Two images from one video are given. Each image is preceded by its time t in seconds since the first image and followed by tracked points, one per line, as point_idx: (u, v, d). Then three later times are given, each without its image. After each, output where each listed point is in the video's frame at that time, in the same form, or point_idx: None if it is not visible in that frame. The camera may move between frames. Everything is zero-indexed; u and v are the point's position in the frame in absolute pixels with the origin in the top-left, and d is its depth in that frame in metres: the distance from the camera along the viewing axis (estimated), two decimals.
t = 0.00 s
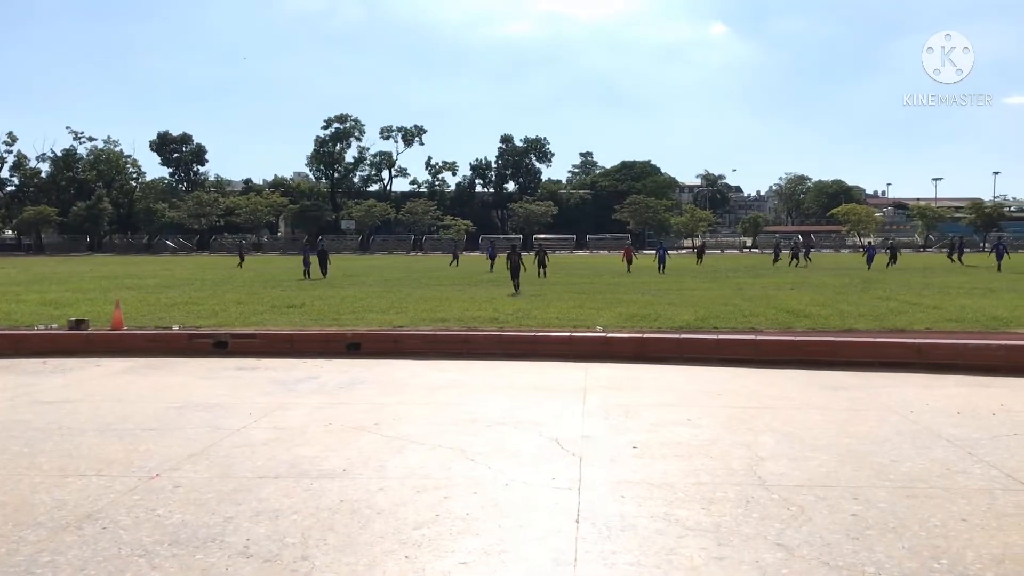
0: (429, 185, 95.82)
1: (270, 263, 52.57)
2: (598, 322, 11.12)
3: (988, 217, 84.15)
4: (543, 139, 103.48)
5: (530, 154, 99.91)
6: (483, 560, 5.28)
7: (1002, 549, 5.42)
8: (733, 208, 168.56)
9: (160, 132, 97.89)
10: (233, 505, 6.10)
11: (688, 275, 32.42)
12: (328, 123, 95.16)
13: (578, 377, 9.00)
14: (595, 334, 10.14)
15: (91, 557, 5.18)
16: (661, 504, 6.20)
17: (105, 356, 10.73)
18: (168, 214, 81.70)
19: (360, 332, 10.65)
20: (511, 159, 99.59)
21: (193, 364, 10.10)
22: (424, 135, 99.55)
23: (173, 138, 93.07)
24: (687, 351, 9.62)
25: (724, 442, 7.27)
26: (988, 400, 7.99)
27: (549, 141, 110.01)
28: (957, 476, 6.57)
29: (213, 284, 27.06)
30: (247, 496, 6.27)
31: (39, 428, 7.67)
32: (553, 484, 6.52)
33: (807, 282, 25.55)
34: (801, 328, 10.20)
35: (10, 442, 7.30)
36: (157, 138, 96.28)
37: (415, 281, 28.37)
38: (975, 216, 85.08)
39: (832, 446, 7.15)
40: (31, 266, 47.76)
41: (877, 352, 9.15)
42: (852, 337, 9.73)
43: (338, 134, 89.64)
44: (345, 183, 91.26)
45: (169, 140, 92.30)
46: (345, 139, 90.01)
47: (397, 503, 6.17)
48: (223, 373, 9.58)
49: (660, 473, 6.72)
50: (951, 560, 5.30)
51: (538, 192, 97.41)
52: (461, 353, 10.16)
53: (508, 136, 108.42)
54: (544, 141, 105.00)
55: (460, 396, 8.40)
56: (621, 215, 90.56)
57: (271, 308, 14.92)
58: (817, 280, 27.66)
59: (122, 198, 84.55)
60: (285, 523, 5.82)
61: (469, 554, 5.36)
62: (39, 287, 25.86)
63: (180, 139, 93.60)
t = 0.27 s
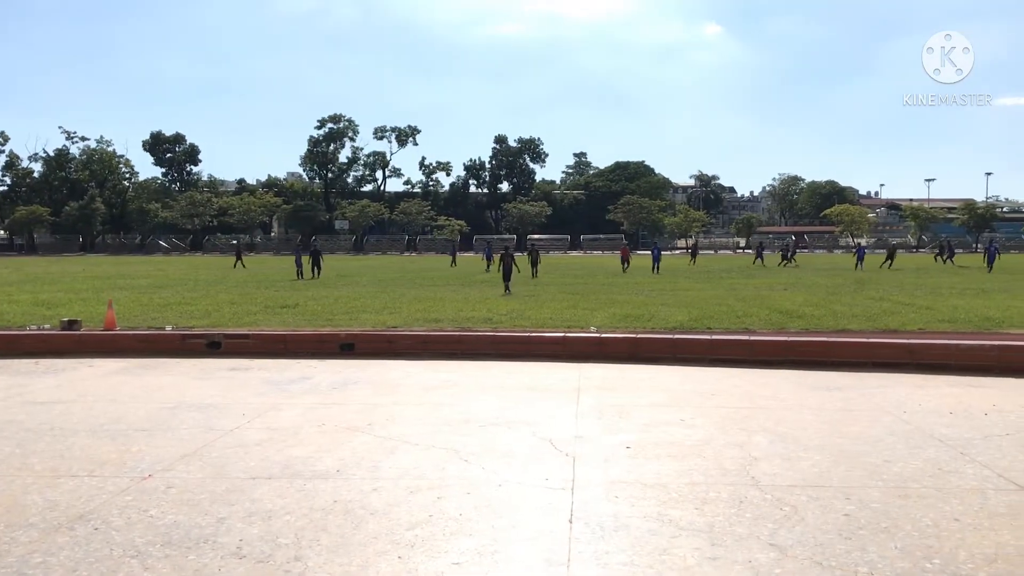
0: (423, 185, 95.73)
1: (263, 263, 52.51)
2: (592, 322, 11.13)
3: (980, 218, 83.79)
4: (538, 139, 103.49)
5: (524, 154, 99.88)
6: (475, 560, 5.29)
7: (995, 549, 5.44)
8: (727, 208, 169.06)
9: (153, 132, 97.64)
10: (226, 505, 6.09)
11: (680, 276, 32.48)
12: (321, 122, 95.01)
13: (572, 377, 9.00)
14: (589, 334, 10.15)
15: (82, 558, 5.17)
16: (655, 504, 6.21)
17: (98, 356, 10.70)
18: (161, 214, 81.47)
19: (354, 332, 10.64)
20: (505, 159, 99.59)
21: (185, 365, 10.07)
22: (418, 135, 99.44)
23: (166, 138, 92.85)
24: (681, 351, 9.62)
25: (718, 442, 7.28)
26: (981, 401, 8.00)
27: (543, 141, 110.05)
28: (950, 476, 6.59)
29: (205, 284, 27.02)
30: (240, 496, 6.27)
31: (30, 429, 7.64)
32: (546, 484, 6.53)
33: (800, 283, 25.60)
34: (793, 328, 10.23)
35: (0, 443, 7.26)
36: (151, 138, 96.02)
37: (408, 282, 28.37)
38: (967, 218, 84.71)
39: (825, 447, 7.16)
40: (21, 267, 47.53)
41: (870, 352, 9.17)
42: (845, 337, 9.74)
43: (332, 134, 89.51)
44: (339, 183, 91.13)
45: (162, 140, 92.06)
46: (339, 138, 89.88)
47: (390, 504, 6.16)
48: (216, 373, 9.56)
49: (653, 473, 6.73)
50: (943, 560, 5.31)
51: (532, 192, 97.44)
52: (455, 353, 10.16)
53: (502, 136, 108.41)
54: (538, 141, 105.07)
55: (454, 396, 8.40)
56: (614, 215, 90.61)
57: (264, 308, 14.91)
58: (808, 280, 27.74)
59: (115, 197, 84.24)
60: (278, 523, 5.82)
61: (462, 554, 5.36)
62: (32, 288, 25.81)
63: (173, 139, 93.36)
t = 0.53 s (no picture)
0: (418, 185, 95.70)
1: (257, 264, 52.42)
2: (587, 323, 11.14)
3: (973, 218, 83.96)
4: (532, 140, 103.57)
5: (518, 155, 99.93)
6: (470, 560, 5.28)
7: (989, 549, 5.46)
8: (722, 209, 169.49)
9: (147, 132, 97.37)
10: (220, 506, 6.07)
11: (673, 276, 32.57)
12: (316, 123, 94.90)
13: (567, 378, 9.00)
14: (584, 334, 10.15)
15: (76, 559, 5.15)
16: (649, 504, 6.22)
17: (91, 357, 10.66)
18: (155, 214, 81.31)
19: (349, 332, 10.63)
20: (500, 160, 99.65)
21: (179, 365, 10.04)
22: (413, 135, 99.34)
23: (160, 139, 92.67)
24: (676, 351, 9.63)
25: (712, 442, 7.28)
26: (974, 400, 8.03)
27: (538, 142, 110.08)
28: (943, 476, 6.61)
29: (199, 284, 26.99)
30: (234, 497, 6.25)
31: (23, 430, 7.60)
32: (541, 485, 6.52)
33: (795, 283, 25.70)
34: (788, 328, 10.25)
35: None
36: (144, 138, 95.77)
37: (403, 282, 28.36)
38: (960, 218, 84.83)
39: (819, 447, 7.17)
40: (14, 267, 47.33)
41: (864, 352, 9.19)
42: (839, 337, 9.77)
43: (326, 135, 89.45)
44: (333, 184, 91.14)
45: (156, 140, 91.87)
46: (333, 139, 89.82)
47: (385, 504, 6.16)
48: (210, 374, 9.54)
49: (647, 474, 6.73)
50: (936, 559, 5.33)
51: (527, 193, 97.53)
52: (450, 354, 10.15)
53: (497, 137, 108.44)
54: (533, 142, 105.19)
55: (449, 396, 8.39)
56: (609, 216, 90.80)
57: (259, 309, 14.88)
58: (802, 280, 27.84)
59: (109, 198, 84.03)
60: (272, 524, 5.80)
61: (457, 555, 5.36)
62: (25, 288, 25.73)
63: (167, 139, 93.18)
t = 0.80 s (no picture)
0: (412, 185, 95.58)
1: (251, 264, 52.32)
2: (581, 322, 11.14)
3: (966, 218, 83.94)
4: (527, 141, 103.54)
5: (513, 155, 99.89)
6: (465, 560, 5.27)
7: (982, 547, 5.47)
8: (716, 209, 169.72)
9: (141, 133, 97.10)
10: (214, 507, 6.06)
11: (668, 275, 32.55)
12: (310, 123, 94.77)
13: (561, 377, 8.99)
14: (579, 334, 10.14)
15: (69, 560, 5.13)
16: (644, 503, 6.22)
17: (85, 358, 10.63)
18: (148, 215, 81.07)
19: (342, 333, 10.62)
20: (494, 159, 99.65)
21: (173, 366, 10.01)
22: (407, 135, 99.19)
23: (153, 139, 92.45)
24: (670, 351, 9.64)
25: (707, 441, 7.28)
26: (968, 399, 8.05)
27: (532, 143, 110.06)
28: (937, 474, 6.63)
29: (193, 284, 26.94)
30: (228, 497, 6.23)
31: (17, 431, 7.58)
32: (536, 484, 6.51)
33: (789, 282, 25.74)
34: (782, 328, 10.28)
35: None
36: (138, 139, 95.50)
37: (398, 282, 28.32)
38: (954, 217, 84.77)
39: (813, 445, 7.18)
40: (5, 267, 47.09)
41: (859, 350, 9.21)
42: (833, 336, 9.78)
43: (320, 135, 89.32)
44: (327, 184, 91.10)
45: (149, 141, 91.63)
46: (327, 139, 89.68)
47: (380, 504, 6.14)
48: (204, 374, 9.51)
49: (642, 473, 6.72)
50: (931, 557, 5.34)
51: (521, 193, 97.52)
52: (445, 354, 10.14)
53: (492, 137, 108.39)
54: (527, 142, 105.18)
55: (443, 397, 8.37)
56: (603, 215, 90.88)
57: (253, 309, 14.83)
58: (798, 280, 27.75)
59: (102, 198, 83.73)
60: (267, 524, 5.79)
61: (451, 554, 5.35)
62: (16, 289, 25.63)
63: (161, 139, 92.97)
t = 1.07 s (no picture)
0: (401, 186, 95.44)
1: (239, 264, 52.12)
2: (572, 322, 11.16)
3: (954, 216, 85.10)
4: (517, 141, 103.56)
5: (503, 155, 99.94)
6: (456, 561, 5.26)
7: (971, 544, 5.50)
8: (705, 208, 170.29)
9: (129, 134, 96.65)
10: (204, 508, 6.03)
11: (657, 274, 32.62)
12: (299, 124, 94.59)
13: (552, 377, 8.99)
14: (570, 334, 10.15)
15: (58, 563, 5.10)
16: (635, 502, 6.22)
17: (73, 360, 10.56)
18: (137, 216, 80.69)
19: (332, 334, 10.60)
20: (484, 159, 99.69)
21: (162, 368, 9.97)
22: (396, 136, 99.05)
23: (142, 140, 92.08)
24: (660, 350, 9.65)
25: (697, 440, 7.28)
26: (957, 396, 8.10)
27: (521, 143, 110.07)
28: (927, 472, 6.65)
29: (181, 286, 26.84)
30: (218, 499, 6.20)
31: (4, 433, 7.53)
32: (526, 484, 6.50)
33: (777, 281, 25.86)
34: (772, 327, 10.30)
35: None
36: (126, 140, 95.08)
37: (387, 282, 28.24)
38: (942, 216, 85.91)
39: (804, 444, 7.19)
40: None
41: (849, 349, 9.24)
42: (822, 334, 9.82)
43: (309, 135, 89.16)
44: (316, 184, 91.00)
45: (137, 141, 91.25)
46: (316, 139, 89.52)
47: (370, 505, 6.12)
48: (194, 376, 9.48)
49: (633, 472, 6.72)
50: (920, 555, 5.37)
51: (511, 193, 97.58)
52: (435, 354, 10.12)
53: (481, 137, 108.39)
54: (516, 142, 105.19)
55: (433, 397, 8.35)
56: (593, 215, 91.21)
57: (243, 310, 14.78)
58: (785, 279, 27.82)
59: (90, 200, 83.21)
60: (257, 525, 5.77)
61: (442, 555, 5.34)
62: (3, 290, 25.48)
63: (149, 140, 92.60)
